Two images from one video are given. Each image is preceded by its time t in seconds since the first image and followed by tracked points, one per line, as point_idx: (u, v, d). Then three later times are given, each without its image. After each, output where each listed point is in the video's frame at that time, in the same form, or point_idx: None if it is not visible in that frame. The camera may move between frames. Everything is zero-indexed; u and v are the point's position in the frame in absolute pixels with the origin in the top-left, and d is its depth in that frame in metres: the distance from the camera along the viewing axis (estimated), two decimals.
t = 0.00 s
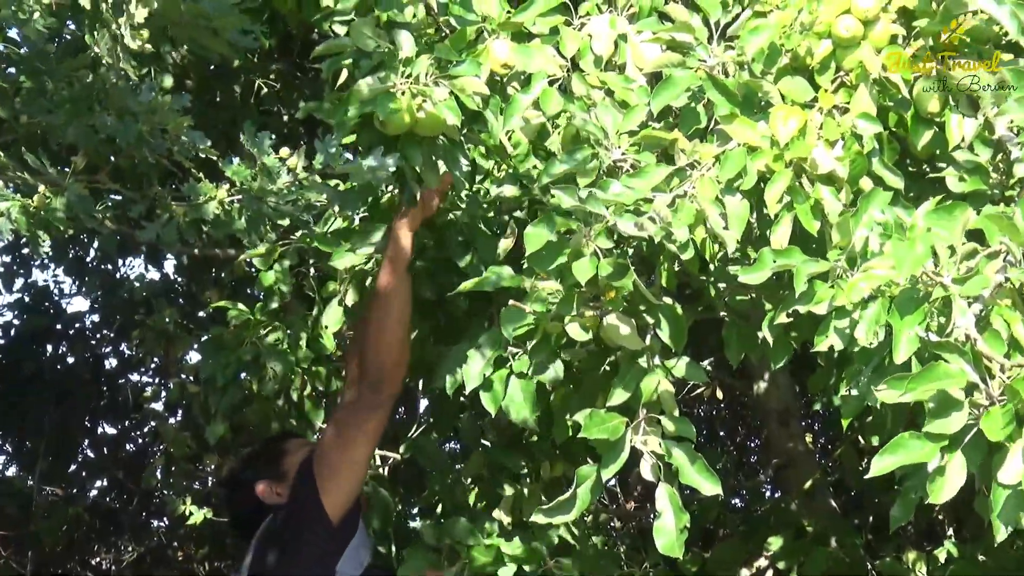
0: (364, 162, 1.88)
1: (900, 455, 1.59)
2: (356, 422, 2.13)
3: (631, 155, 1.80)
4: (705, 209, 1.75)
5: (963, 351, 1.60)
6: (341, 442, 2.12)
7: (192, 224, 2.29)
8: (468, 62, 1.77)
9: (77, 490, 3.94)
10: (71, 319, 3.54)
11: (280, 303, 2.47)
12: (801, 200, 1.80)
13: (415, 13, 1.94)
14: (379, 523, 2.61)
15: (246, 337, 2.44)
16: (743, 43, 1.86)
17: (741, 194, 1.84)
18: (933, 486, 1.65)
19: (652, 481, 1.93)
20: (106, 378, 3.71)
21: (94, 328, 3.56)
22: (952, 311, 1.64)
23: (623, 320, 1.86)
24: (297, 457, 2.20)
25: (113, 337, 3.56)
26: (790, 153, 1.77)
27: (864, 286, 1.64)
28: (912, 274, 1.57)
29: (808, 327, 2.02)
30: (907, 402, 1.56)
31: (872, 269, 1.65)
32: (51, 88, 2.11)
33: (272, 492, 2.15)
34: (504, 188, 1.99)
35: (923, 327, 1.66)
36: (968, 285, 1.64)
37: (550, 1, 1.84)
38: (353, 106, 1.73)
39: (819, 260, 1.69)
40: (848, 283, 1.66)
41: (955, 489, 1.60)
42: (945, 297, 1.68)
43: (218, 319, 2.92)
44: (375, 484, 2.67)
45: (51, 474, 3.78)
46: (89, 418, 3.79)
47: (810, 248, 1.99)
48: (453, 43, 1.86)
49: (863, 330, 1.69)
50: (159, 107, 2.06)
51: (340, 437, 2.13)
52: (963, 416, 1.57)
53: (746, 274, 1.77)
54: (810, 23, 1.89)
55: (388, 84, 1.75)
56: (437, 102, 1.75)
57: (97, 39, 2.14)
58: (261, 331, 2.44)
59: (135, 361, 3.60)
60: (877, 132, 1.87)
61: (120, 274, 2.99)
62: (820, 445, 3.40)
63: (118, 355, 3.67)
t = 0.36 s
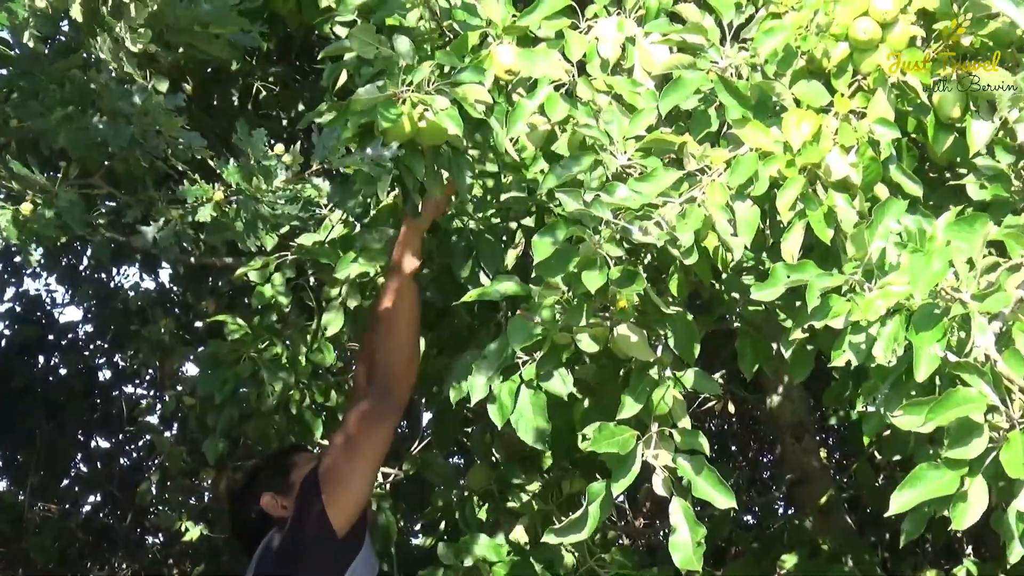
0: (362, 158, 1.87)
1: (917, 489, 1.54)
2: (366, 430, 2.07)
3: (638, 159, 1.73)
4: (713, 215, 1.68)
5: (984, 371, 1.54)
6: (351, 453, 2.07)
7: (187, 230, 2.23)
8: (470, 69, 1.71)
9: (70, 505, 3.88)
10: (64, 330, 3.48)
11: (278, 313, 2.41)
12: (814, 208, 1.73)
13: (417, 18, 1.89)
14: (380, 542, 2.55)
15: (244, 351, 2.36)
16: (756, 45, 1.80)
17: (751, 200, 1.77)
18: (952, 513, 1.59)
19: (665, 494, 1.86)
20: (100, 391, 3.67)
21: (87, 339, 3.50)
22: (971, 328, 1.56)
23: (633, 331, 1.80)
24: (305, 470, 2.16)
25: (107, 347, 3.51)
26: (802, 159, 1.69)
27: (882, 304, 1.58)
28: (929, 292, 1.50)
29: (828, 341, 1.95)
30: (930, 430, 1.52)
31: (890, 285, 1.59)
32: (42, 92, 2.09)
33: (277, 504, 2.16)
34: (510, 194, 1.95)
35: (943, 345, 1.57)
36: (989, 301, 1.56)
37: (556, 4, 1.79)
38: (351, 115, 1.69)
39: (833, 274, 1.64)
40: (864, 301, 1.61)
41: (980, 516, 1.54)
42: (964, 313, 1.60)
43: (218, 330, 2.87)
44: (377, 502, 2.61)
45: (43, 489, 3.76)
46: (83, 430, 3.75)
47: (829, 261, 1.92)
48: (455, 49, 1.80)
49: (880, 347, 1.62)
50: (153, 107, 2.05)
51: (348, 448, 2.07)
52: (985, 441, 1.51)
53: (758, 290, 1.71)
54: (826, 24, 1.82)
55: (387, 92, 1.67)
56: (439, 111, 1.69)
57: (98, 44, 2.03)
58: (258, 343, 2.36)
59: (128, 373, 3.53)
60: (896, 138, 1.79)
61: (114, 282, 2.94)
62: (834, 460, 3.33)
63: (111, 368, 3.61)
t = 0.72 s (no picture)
0: (365, 163, 1.74)
1: (941, 509, 1.48)
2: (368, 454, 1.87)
3: (651, 168, 1.68)
4: (731, 231, 1.64)
5: (1009, 390, 1.48)
6: (348, 480, 1.84)
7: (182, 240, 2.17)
8: (476, 70, 1.62)
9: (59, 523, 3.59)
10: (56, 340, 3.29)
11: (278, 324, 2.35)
12: (834, 221, 1.68)
13: (418, 18, 1.82)
14: (382, 559, 2.49)
15: (241, 362, 2.29)
16: (772, 49, 1.74)
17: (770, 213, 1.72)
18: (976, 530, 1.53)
19: (671, 511, 1.78)
20: (92, 404, 3.43)
21: (79, 350, 3.29)
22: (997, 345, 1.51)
23: (645, 344, 1.75)
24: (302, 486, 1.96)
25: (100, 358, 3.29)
26: (822, 170, 1.64)
27: (902, 319, 1.53)
28: (952, 308, 1.45)
29: (847, 357, 1.89)
30: (952, 449, 1.46)
31: (911, 298, 1.54)
32: (33, 97, 2.03)
33: (273, 520, 1.93)
34: (516, 200, 1.89)
35: (968, 362, 1.53)
36: (1016, 318, 1.49)
37: (568, 3, 1.70)
38: (353, 115, 1.63)
39: (861, 295, 1.58)
40: (886, 316, 1.56)
41: (1006, 540, 1.48)
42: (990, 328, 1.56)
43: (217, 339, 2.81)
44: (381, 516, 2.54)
45: (31, 503, 3.49)
46: (76, 444, 3.49)
47: (850, 274, 1.85)
48: (459, 47, 1.71)
49: (901, 363, 1.57)
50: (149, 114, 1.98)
51: (347, 474, 1.85)
52: (1011, 462, 1.46)
53: (783, 311, 1.67)
54: (844, 27, 1.77)
55: (391, 93, 1.62)
56: (445, 111, 1.61)
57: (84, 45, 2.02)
58: (257, 355, 2.30)
59: (122, 385, 3.32)
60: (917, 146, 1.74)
61: (107, 291, 2.88)
62: (847, 474, 3.27)
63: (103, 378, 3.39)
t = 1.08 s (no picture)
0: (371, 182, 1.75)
1: (975, 519, 1.41)
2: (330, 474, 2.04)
3: (667, 170, 1.61)
4: (749, 234, 1.57)
5: None
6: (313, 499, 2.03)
7: (172, 256, 2.09)
8: (485, 69, 1.57)
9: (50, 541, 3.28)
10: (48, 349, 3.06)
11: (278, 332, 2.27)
12: (856, 222, 1.61)
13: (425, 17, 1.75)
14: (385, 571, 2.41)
15: (241, 374, 2.24)
16: (791, 48, 1.68)
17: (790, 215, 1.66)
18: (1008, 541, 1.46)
19: (686, 526, 1.69)
20: (87, 415, 3.19)
21: (73, 360, 3.07)
22: None
23: (659, 351, 1.68)
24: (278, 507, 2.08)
25: (95, 370, 3.07)
26: (843, 171, 1.57)
27: (930, 322, 1.46)
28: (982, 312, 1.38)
29: (871, 363, 1.83)
30: (986, 455, 1.40)
31: (940, 299, 1.48)
32: (24, 107, 1.95)
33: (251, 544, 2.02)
34: (524, 206, 1.84)
35: (999, 365, 1.46)
36: None
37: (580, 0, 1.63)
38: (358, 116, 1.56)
39: (886, 291, 1.53)
40: (912, 319, 1.49)
41: None
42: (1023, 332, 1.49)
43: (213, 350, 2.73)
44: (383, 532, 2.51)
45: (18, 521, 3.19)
46: (68, 456, 3.25)
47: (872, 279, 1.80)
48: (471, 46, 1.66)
49: (929, 368, 1.52)
50: (142, 127, 1.91)
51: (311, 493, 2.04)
52: None
53: (805, 309, 1.59)
54: (865, 26, 1.70)
55: (398, 92, 1.55)
56: (453, 113, 1.56)
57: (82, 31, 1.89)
58: (257, 366, 2.25)
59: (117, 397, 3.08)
60: (941, 148, 1.67)
61: (100, 300, 2.78)
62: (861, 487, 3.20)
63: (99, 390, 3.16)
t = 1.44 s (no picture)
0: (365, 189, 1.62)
1: (997, 535, 1.35)
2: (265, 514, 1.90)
3: (682, 169, 1.56)
4: (772, 230, 1.50)
5: None
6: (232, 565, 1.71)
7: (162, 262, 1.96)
8: (495, 65, 1.56)
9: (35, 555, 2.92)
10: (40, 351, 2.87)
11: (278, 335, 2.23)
12: (878, 221, 1.56)
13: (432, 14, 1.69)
14: None
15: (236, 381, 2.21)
16: (808, 45, 1.64)
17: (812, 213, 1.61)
18: None
19: (700, 536, 1.65)
20: (78, 422, 2.92)
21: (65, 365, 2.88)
22: None
23: (674, 355, 1.63)
24: None
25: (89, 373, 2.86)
26: (865, 169, 1.51)
27: (952, 331, 1.40)
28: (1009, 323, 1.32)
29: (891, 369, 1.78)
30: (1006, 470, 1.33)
31: (961, 305, 1.41)
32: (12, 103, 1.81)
33: None
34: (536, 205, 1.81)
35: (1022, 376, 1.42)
36: None
37: None
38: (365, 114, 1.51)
39: (908, 294, 1.49)
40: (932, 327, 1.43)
41: None
42: None
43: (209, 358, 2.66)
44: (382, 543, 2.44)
45: None
46: (59, 464, 2.96)
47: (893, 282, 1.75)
48: (480, 43, 1.62)
49: (951, 377, 1.47)
50: (135, 124, 1.72)
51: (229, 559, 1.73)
52: None
53: (824, 308, 1.55)
54: (884, 22, 1.66)
55: (406, 89, 1.50)
56: (463, 110, 1.51)
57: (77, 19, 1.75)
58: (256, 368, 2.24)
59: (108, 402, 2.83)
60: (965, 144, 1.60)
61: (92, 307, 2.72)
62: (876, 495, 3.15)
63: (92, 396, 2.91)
